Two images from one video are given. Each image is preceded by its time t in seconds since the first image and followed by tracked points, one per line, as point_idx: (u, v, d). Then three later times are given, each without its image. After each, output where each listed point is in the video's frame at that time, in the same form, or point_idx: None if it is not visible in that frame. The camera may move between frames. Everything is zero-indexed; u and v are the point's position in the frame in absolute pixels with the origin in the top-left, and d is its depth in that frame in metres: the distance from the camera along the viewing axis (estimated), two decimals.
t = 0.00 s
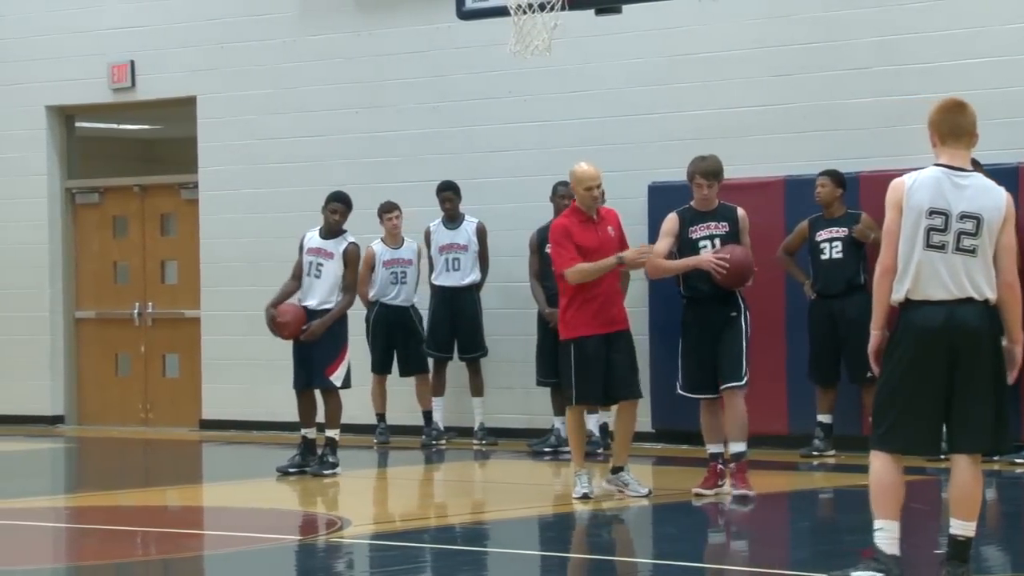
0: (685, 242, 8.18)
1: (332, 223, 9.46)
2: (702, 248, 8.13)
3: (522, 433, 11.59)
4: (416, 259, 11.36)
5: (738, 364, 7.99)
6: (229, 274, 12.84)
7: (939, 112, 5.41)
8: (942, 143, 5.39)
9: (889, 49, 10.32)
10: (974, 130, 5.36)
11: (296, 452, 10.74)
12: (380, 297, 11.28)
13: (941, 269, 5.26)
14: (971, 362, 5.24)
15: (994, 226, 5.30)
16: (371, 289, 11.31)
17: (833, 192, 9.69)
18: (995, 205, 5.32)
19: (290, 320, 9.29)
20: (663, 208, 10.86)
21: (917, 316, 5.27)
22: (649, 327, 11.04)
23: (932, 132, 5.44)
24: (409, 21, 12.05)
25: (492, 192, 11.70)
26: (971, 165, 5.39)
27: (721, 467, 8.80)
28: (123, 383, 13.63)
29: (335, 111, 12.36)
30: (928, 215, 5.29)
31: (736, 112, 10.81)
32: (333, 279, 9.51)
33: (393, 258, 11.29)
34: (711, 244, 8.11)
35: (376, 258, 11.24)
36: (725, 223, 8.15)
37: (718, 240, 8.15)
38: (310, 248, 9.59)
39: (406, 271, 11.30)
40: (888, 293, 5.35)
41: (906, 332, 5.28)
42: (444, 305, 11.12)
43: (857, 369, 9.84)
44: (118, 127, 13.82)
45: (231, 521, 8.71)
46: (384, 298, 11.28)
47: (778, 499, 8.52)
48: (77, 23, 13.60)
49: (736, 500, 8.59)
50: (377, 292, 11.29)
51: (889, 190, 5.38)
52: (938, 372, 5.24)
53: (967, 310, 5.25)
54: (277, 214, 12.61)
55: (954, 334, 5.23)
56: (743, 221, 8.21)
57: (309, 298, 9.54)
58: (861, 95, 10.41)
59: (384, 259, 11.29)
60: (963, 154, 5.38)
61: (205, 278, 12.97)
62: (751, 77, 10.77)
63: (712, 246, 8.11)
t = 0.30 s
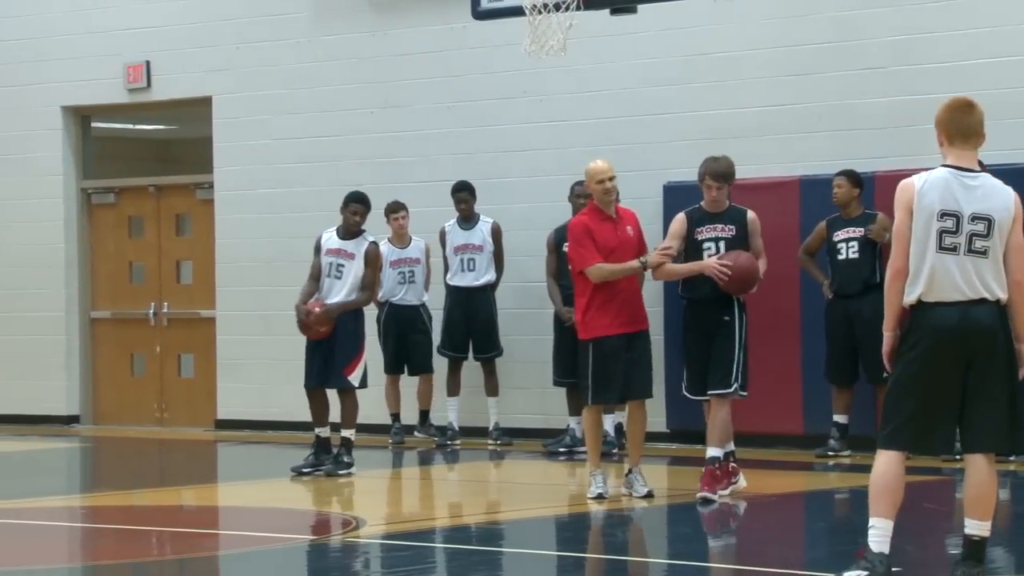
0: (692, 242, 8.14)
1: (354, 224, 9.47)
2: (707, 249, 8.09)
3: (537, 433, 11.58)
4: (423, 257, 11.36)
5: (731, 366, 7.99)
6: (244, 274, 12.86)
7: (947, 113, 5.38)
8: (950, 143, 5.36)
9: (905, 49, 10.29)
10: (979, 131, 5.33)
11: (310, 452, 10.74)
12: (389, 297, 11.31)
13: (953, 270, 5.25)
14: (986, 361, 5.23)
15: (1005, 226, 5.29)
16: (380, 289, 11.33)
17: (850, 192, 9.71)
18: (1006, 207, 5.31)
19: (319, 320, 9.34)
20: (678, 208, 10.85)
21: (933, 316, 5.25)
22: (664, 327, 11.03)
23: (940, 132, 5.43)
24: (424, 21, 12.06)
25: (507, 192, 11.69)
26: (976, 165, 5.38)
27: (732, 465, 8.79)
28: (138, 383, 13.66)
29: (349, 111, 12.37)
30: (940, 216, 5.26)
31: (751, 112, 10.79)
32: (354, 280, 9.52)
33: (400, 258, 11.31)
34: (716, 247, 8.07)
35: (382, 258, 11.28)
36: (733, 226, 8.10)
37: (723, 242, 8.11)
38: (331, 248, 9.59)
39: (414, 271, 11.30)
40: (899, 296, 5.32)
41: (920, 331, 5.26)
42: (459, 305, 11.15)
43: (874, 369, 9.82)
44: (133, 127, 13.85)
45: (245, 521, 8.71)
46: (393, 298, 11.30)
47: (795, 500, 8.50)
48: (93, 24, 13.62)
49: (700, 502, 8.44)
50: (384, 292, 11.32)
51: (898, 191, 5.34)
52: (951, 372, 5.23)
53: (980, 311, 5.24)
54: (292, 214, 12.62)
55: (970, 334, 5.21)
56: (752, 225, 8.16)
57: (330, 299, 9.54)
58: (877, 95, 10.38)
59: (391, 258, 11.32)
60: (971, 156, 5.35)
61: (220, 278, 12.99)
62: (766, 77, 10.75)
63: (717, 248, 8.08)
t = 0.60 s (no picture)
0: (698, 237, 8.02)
1: (368, 224, 9.46)
2: (713, 245, 7.98)
3: (550, 433, 11.58)
4: (435, 258, 11.40)
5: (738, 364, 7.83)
6: (256, 274, 12.87)
7: (939, 111, 5.37)
8: (943, 143, 5.35)
9: (917, 48, 10.29)
10: (970, 131, 5.32)
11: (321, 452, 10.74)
12: (400, 297, 11.29)
13: (951, 271, 5.24)
14: (985, 359, 5.22)
15: (1000, 226, 5.29)
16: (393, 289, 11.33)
17: (865, 192, 9.73)
18: (999, 205, 5.32)
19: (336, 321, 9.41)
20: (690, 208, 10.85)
21: (934, 316, 5.24)
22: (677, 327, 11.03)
23: (931, 129, 5.41)
24: (436, 21, 12.06)
25: (519, 192, 11.70)
26: (968, 164, 5.36)
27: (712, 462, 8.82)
28: (150, 383, 13.67)
29: (361, 111, 12.37)
30: (938, 216, 5.25)
31: (763, 112, 10.79)
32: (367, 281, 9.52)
33: (413, 258, 11.33)
34: (722, 243, 7.95)
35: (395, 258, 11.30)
36: (740, 224, 7.98)
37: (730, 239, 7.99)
38: (346, 249, 9.59)
39: (426, 271, 11.31)
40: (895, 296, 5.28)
41: (920, 331, 5.24)
42: (472, 305, 11.17)
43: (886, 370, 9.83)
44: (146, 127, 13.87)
45: (256, 520, 8.70)
46: (405, 298, 11.28)
47: (807, 499, 8.48)
48: (105, 24, 13.63)
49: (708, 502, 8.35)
50: (396, 292, 11.30)
51: (892, 191, 5.31)
52: (953, 372, 5.21)
53: (978, 310, 5.24)
54: (304, 214, 12.63)
55: (970, 332, 5.21)
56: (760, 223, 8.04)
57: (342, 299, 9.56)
58: (888, 95, 10.38)
59: (403, 259, 11.33)
60: (963, 154, 5.34)
61: (232, 279, 13.00)
62: (778, 76, 10.75)
63: (722, 245, 7.96)
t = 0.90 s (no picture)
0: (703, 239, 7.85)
1: (377, 224, 9.49)
2: (718, 245, 7.83)
3: (562, 433, 11.58)
4: (454, 258, 11.41)
5: (747, 365, 7.70)
6: (269, 274, 12.88)
7: (927, 110, 5.35)
8: (933, 141, 5.34)
9: (930, 48, 10.27)
10: (960, 129, 5.33)
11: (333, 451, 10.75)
12: (419, 297, 11.32)
13: (948, 269, 5.22)
14: (979, 358, 5.21)
15: (994, 223, 5.31)
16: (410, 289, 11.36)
17: (877, 192, 9.70)
18: (992, 203, 5.34)
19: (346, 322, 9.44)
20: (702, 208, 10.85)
21: (929, 314, 5.21)
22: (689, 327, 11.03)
23: (919, 129, 5.40)
24: (448, 21, 12.07)
25: (531, 192, 11.70)
26: (959, 162, 5.35)
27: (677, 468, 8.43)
28: (163, 383, 13.69)
29: (374, 111, 12.39)
30: (936, 215, 5.22)
31: (775, 112, 10.78)
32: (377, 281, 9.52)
33: (431, 258, 11.35)
34: (728, 244, 7.82)
35: (413, 258, 11.30)
36: (744, 223, 7.85)
37: (735, 239, 7.85)
38: (355, 249, 9.60)
39: (444, 271, 11.35)
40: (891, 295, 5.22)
41: (914, 330, 5.22)
42: (488, 305, 11.15)
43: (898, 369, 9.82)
44: (159, 128, 13.90)
45: (268, 520, 8.70)
46: (423, 298, 11.31)
47: (820, 500, 8.47)
48: (118, 25, 13.66)
49: (721, 502, 8.37)
50: (415, 292, 11.34)
51: (887, 191, 5.26)
52: (946, 370, 5.19)
53: (974, 308, 5.24)
54: (316, 214, 12.64)
55: (964, 331, 5.20)
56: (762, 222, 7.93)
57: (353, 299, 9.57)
58: (901, 95, 10.36)
59: (421, 258, 11.36)
60: (953, 152, 5.34)
61: (244, 279, 13.02)
62: (791, 76, 10.74)
63: (728, 246, 7.82)
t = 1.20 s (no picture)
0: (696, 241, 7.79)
1: (377, 223, 9.47)
2: (710, 244, 7.77)
3: (569, 433, 11.57)
4: (468, 258, 11.44)
5: (744, 366, 7.70)
6: (276, 274, 12.89)
7: (915, 109, 5.32)
8: (921, 141, 5.31)
9: (936, 47, 10.26)
10: (944, 129, 5.28)
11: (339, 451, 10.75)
12: (432, 297, 11.37)
13: (940, 270, 5.20)
14: (967, 359, 5.17)
15: (984, 222, 5.28)
16: (423, 289, 11.38)
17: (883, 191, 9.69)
18: (983, 202, 5.31)
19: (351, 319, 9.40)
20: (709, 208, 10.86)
21: (919, 316, 5.18)
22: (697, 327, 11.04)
23: (907, 129, 5.37)
24: (456, 21, 12.07)
25: (538, 192, 11.71)
26: (949, 161, 5.34)
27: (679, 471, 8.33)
28: (171, 383, 13.70)
29: (381, 111, 12.39)
30: (926, 216, 5.20)
31: (782, 112, 10.78)
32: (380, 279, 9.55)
33: (446, 257, 11.38)
34: (721, 242, 7.77)
35: (427, 257, 11.32)
36: (731, 221, 7.82)
37: (726, 236, 7.81)
38: (360, 248, 9.63)
39: (458, 271, 11.39)
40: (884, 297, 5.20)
41: (902, 332, 5.19)
42: (504, 304, 11.16)
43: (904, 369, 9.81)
44: (166, 128, 13.91)
45: (275, 520, 8.69)
46: (436, 297, 11.36)
47: (827, 499, 8.46)
48: (126, 26, 13.67)
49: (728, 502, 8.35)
50: (429, 291, 11.38)
51: (877, 193, 5.25)
52: (933, 371, 5.17)
53: (965, 309, 5.21)
54: (323, 214, 12.65)
55: (953, 332, 5.17)
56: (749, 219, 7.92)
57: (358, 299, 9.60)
58: (907, 94, 10.36)
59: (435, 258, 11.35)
60: (940, 153, 5.31)
61: (251, 279, 13.02)
62: (798, 76, 10.74)
63: (720, 245, 7.78)
